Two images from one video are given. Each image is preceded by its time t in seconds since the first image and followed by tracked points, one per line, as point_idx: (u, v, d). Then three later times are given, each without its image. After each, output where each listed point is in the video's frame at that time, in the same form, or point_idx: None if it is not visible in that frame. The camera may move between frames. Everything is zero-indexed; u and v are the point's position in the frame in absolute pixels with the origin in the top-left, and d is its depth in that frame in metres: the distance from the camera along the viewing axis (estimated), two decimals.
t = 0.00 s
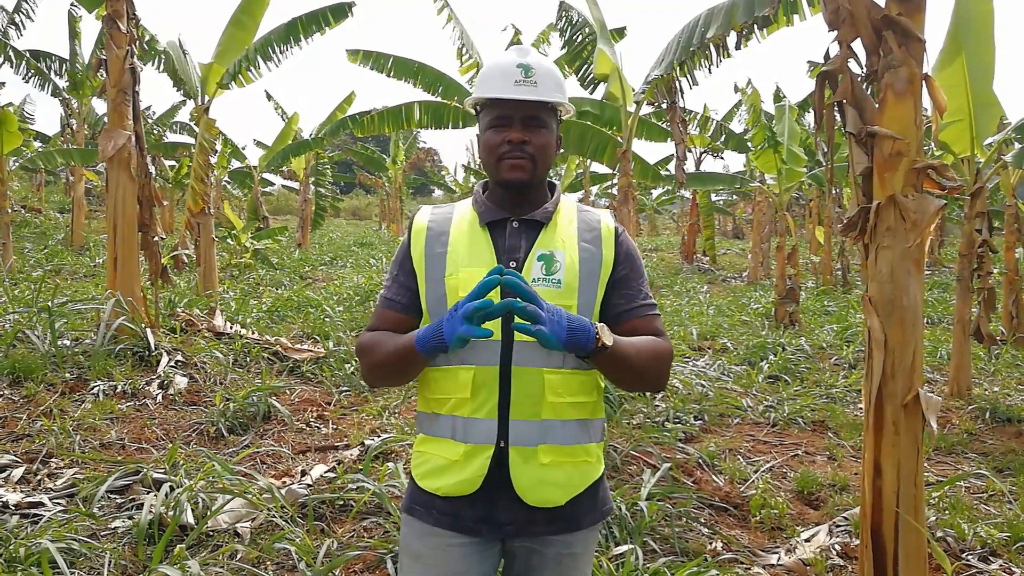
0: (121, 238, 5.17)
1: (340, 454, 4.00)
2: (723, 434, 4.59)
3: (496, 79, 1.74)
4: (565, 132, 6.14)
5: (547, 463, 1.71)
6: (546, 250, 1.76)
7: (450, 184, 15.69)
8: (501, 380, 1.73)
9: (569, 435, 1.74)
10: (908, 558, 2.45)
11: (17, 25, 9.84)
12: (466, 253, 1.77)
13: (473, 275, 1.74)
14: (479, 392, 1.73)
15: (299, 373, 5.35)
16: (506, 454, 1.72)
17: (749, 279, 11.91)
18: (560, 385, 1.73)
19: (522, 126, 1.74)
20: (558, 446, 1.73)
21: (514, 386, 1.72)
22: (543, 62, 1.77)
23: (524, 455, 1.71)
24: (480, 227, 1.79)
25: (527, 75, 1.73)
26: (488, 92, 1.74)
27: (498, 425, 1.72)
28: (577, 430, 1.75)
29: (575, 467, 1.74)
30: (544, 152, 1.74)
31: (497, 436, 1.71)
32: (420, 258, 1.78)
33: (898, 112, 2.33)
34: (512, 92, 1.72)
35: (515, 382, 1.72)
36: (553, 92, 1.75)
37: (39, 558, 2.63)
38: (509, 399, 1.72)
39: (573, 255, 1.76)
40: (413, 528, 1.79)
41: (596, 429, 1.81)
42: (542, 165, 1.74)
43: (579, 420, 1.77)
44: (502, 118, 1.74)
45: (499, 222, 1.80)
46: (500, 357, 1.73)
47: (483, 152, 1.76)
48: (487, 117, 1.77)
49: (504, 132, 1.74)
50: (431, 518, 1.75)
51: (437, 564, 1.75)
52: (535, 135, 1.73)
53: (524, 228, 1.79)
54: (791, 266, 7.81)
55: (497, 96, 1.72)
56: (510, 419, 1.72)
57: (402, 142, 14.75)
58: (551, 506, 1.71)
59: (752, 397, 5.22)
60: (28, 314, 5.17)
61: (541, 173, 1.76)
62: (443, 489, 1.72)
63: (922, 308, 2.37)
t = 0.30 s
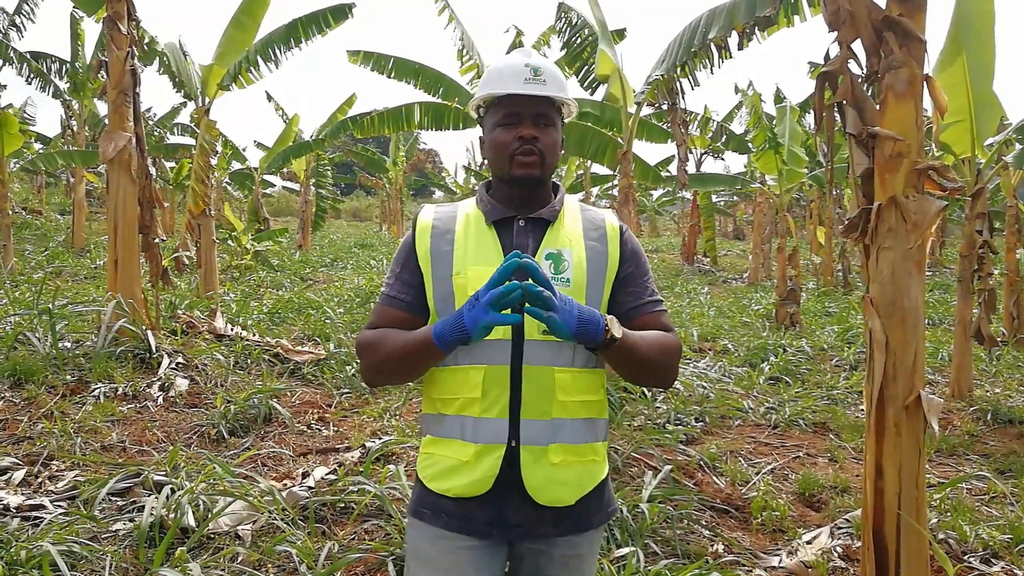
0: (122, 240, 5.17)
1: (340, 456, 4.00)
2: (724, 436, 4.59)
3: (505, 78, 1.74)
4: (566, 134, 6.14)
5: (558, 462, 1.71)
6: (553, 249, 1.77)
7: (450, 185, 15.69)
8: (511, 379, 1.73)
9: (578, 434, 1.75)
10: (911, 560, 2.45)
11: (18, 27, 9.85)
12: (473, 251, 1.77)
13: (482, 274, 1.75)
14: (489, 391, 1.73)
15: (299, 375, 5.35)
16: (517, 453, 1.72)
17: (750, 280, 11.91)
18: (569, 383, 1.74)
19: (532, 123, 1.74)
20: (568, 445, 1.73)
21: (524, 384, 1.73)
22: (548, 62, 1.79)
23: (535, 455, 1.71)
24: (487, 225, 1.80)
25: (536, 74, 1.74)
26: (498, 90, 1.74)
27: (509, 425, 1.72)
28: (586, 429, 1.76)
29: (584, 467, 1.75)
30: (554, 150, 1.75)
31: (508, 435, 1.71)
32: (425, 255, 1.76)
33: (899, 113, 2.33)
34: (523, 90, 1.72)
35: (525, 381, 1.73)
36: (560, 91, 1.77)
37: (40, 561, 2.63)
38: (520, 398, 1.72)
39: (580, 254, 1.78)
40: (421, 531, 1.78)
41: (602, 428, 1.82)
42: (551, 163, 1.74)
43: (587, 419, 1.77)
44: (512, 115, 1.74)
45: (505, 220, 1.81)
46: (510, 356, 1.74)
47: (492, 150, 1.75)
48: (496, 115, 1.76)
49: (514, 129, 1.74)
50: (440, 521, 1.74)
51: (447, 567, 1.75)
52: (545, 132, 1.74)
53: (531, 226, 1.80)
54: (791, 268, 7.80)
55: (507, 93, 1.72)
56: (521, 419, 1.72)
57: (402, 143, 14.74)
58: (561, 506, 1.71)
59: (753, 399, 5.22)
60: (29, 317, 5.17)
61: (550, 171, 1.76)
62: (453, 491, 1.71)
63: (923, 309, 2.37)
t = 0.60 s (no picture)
0: (123, 244, 5.18)
1: (341, 461, 4.00)
2: (725, 441, 4.58)
3: (511, 83, 1.75)
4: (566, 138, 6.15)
5: (566, 466, 1.72)
6: (559, 252, 1.77)
7: (451, 190, 15.71)
8: (520, 382, 1.73)
9: (585, 437, 1.77)
10: (911, 566, 2.44)
11: (21, 32, 9.89)
12: (478, 254, 1.77)
13: (488, 277, 1.75)
14: (497, 395, 1.73)
15: (300, 379, 5.35)
16: (526, 456, 1.72)
17: (752, 285, 11.91)
18: (576, 386, 1.76)
19: (539, 129, 1.75)
20: (575, 448, 1.75)
21: (532, 388, 1.73)
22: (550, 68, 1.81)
23: (544, 459, 1.72)
24: (492, 229, 1.80)
25: (541, 81, 1.76)
26: (503, 94, 1.75)
27: (517, 428, 1.72)
28: (591, 432, 1.78)
29: (590, 470, 1.76)
30: (560, 156, 1.76)
31: (517, 439, 1.71)
32: (429, 258, 1.75)
33: (900, 119, 2.33)
34: (528, 95, 1.73)
35: (533, 384, 1.73)
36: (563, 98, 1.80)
37: (39, 565, 2.63)
38: (528, 401, 1.72)
39: (586, 258, 1.78)
40: (428, 541, 1.78)
41: (606, 432, 1.84)
42: (558, 169, 1.76)
43: (593, 423, 1.79)
44: (519, 121, 1.75)
45: (509, 224, 1.81)
46: (517, 359, 1.74)
47: (500, 155, 1.75)
48: (502, 120, 1.76)
49: (521, 134, 1.74)
50: (447, 531, 1.74)
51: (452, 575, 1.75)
52: (551, 138, 1.75)
53: (535, 230, 1.81)
54: (792, 273, 7.80)
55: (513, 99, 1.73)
56: (530, 422, 1.73)
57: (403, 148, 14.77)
58: (570, 510, 1.72)
59: (754, 404, 5.21)
60: (30, 321, 5.18)
61: (556, 177, 1.77)
62: (462, 497, 1.70)
63: (924, 315, 2.37)
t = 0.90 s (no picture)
0: (121, 241, 5.17)
1: (339, 458, 4.00)
2: (724, 438, 4.59)
3: (509, 81, 1.74)
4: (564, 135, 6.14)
5: (563, 464, 1.72)
6: (556, 248, 1.77)
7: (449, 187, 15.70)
8: (517, 379, 1.73)
9: (583, 434, 1.77)
10: (909, 563, 2.45)
11: (17, 29, 9.86)
12: (475, 251, 1.77)
13: (485, 274, 1.75)
14: (494, 393, 1.73)
15: (298, 376, 5.35)
16: (524, 455, 1.72)
17: (750, 283, 11.92)
18: (574, 383, 1.76)
19: (537, 127, 1.75)
20: (573, 446, 1.75)
21: (530, 385, 1.73)
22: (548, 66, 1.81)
23: (542, 457, 1.72)
24: (489, 226, 1.80)
25: (540, 78, 1.75)
26: (501, 91, 1.74)
27: (514, 426, 1.72)
28: (589, 430, 1.78)
29: (587, 468, 1.77)
30: (558, 154, 1.77)
31: (514, 437, 1.71)
32: (426, 254, 1.75)
33: (898, 116, 2.33)
34: (526, 93, 1.73)
35: (531, 381, 1.73)
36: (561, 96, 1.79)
37: (37, 563, 2.62)
38: (526, 398, 1.73)
39: (583, 253, 1.79)
40: (424, 542, 1.77)
41: (603, 429, 1.85)
42: (557, 167, 1.76)
43: (591, 420, 1.79)
44: (518, 119, 1.75)
45: (506, 220, 1.81)
46: (514, 357, 1.74)
47: (498, 154, 1.75)
48: (499, 118, 1.76)
49: (519, 132, 1.74)
50: (443, 531, 1.73)
51: None
52: (550, 137, 1.76)
53: (533, 227, 1.81)
54: (790, 270, 7.81)
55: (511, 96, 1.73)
56: (527, 420, 1.73)
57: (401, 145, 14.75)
58: (567, 509, 1.72)
59: (752, 401, 5.22)
60: (27, 318, 5.17)
61: (555, 175, 1.78)
62: (458, 496, 1.70)
63: (921, 312, 2.37)
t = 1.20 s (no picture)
0: (123, 238, 5.18)
1: (340, 456, 4.00)
2: (724, 436, 4.59)
3: (495, 71, 1.75)
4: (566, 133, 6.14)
5: (549, 468, 1.72)
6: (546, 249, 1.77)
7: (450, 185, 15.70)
8: (502, 383, 1.73)
9: (569, 438, 1.76)
10: (910, 562, 2.44)
11: (19, 26, 9.86)
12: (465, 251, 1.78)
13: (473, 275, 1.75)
14: (479, 397, 1.73)
15: (299, 374, 5.35)
16: (508, 458, 1.72)
17: (750, 282, 11.91)
18: (561, 387, 1.75)
19: (525, 116, 1.74)
20: (559, 450, 1.74)
21: (514, 389, 1.73)
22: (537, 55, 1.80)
23: (527, 461, 1.71)
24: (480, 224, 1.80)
25: (526, 66, 1.75)
26: (486, 82, 1.75)
27: (499, 430, 1.72)
28: (576, 434, 1.77)
29: (574, 471, 1.75)
30: (547, 142, 1.75)
31: (498, 442, 1.72)
32: (417, 251, 1.77)
33: (899, 114, 2.32)
34: (514, 82, 1.72)
35: (516, 385, 1.73)
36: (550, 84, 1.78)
37: (39, 559, 2.63)
38: (510, 403, 1.73)
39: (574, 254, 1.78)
40: (411, 537, 1.78)
41: (593, 431, 1.83)
42: (545, 156, 1.75)
43: (578, 423, 1.78)
44: (504, 108, 1.74)
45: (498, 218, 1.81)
46: (500, 360, 1.73)
47: (486, 144, 1.74)
48: (486, 108, 1.76)
49: (506, 122, 1.74)
50: (429, 527, 1.74)
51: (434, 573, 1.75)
52: (537, 125, 1.74)
53: (524, 225, 1.80)
54: (791, 269, 7.80)
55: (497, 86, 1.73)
56: (512, 424, 1.73)
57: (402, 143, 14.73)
58: (552, 512, 1.71)
59: (752, 400, 5.22)
60: (29, 315, 5.17)
61: (545, 164, 1.76)
62: (441, 497, 1.71)
63: (922, 312, 2.37)
